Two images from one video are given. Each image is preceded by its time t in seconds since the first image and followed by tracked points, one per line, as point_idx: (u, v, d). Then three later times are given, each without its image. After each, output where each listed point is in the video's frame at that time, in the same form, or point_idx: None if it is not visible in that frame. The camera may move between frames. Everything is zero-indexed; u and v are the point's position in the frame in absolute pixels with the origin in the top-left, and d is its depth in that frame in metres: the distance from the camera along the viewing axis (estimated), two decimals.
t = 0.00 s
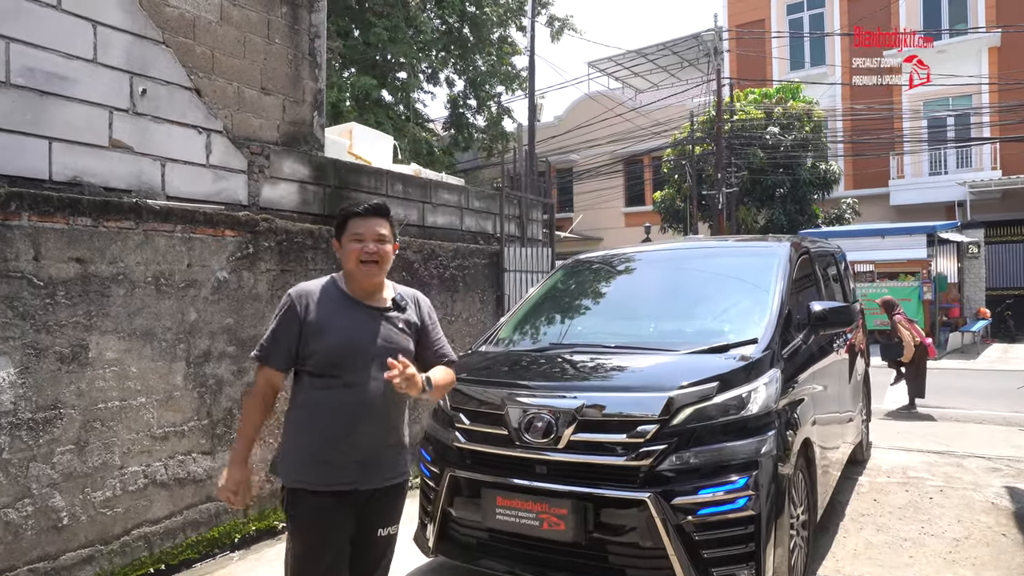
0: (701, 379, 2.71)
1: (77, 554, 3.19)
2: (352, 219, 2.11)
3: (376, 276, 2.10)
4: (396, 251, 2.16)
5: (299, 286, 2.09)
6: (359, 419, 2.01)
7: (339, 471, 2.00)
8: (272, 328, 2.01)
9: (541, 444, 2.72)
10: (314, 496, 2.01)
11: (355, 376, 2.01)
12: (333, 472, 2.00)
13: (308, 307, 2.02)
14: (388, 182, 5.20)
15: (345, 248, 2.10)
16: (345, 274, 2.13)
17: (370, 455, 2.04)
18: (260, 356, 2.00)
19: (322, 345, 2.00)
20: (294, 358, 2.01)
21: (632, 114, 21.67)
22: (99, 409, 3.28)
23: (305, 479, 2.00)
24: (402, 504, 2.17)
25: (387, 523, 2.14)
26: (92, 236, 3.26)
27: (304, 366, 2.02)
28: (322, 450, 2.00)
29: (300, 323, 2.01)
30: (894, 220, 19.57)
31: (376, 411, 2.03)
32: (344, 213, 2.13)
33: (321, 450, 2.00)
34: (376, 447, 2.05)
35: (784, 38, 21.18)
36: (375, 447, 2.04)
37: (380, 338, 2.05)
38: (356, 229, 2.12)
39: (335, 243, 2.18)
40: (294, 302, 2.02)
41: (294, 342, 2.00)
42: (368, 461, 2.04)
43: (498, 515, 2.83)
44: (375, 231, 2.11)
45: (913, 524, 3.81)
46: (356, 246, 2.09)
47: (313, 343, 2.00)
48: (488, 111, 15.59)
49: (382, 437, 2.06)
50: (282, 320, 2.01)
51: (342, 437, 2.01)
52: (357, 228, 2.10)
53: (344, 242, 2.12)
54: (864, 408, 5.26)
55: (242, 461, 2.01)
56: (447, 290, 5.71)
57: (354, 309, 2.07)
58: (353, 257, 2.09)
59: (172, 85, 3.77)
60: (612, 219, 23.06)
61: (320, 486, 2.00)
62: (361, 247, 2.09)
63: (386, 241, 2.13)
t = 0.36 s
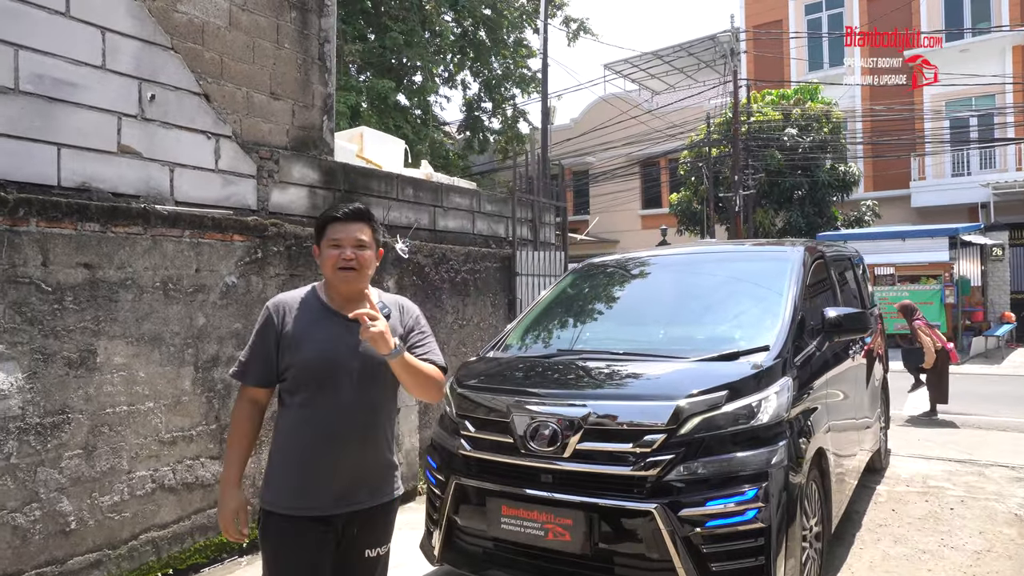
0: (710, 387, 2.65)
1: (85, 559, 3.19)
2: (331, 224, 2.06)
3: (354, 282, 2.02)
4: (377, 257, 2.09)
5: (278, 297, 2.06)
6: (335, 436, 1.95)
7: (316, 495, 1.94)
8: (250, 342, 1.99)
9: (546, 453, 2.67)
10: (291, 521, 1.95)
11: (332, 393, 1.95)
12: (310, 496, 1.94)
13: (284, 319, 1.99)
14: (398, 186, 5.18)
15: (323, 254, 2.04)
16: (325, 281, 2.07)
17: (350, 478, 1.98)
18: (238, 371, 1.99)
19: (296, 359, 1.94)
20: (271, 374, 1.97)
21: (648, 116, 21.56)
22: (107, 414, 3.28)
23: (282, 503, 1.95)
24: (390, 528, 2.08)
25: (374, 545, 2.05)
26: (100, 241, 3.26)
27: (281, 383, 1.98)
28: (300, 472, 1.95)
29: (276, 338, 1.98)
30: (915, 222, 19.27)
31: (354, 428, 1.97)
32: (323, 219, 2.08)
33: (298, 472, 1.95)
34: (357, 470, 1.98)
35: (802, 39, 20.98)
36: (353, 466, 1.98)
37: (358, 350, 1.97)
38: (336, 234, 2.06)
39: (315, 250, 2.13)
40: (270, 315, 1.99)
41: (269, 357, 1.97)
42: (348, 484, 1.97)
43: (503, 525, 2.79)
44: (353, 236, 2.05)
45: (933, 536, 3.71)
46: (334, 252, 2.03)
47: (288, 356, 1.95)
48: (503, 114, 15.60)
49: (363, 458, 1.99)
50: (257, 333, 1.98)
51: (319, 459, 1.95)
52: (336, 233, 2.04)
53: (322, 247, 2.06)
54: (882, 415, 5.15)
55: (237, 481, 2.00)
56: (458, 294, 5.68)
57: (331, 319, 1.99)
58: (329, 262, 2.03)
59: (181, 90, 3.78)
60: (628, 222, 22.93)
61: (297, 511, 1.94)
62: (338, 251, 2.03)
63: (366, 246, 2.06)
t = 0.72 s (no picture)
0: (721, 392, 2.60)
1: (98, 557, 3.22)
2: (280, 218, 1.93)
3: (312, 280, 1.90)
4: (333, 253, 1.97)
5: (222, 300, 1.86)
6: (297, 456, 1.82)
7: (281, 520, 1.83)
8: (193, 355, 1.79)
9: (554, 457, 2.65)
10: (256, 551, 1.82)
11: (292, 409, 1.81)
12: (275, 522, 1.82)
13: (234, 327, 1.80)
14: (412, 188, 5.18)
15: (275, 251, 1.91)
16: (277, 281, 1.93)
17: (315, 499, 1.87)
18: (182, 392, 1.78)
19: (251, 373, 1.78)
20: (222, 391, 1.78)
21: (667, 117, 21.44)
22: (121, 414, 3.31)
23: (242, 534, 1.81)
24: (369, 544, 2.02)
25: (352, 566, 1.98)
26: (114, 243, 3.29)
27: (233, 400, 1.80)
28: (261, 498, 1.81)
29: (227, 348, 1.79)
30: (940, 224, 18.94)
31: (317, 446, 1.84)
32: (271, 212, 1.95)
33: (259, 497, 1.81)
34: (323, 489, 1.88)
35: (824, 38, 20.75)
36: (316, 487, 1.86)
37: (319, 359, 1.84)
38: (287, 230, 1.93)
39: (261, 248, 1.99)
40: (217, 322, 1.79)
41: (217, 370, 1.77)
42: (313, 506, 1.87)
43: (511, 529, 2.77)
44: (307, 231, 1.93)
45: (954, 544, 3.62)
46: (287, 249, 1.90)
47: (240, 370, 1.78)
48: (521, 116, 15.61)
49: (329, 476, 1.89)
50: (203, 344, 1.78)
51: (282, 482, 1.82)
52: (288, 228, 1.92)
53: (272, 244, 1.92)
54: (904, 420, 5.05)
55: (187, 525, 1.77)
56: (472, 296, 5.66)
57: (289, 327, 1.85)
58: (283, 262, 1.89)
59: (195, 93, 3.81)
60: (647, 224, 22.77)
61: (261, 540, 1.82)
62: (290, 247, 1.90)
63: (322, 240, 1.95)
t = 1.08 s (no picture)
0: (730, 394, 2.58)
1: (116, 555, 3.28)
2: (264, 216, 1.95)
3: (291, 283, 1.93)
4: (316, 256, 2.00)
5: (185, 296, 1.85)
6: (266, 460, 1.81)
7: (250, 528, 1.81)
8: (153, 353, 1.76)
9: (562, 459, 2.65)
10: (225, 557, 1.79)
11: (260, 411, 1.81)
12: (242, 529, 1.80)
13: (198, 326, 1.79)
14: (427, 190, 5.21)
15: (256, 249, 1.92)
16: (253, 279, 1.94)
17: (285, 505, 1.86)
18: (136, 387, 1.73)
19: (219, 374, 1.76)
20: (183, 390, 1.77)
21: (688, 118, 21.31)
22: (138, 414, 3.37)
23: (208, 541, 1.79)
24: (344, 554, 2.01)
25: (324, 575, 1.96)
26: (132, 246, 3.35)
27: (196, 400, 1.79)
28: (227, 504, 1.79)
29: (191, 349, 1.77)
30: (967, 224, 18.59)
31: (286, 450, 1.84)
32: (255, 208, 1.95)
33: (224, 503, 1.79)
34: (292, 494, 1.87)
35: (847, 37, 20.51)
36: (286, 492, 1.85)
37: (287, 360, 1.85)
38: (271, 229, 1.94)
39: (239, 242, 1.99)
40: (180, 320, 1.78)
41: (181, 370, 1.76)
42: (281, 511, 1.86)
43: (519, 531, 2.77)
44: (293, 232, 1.95)
45: (975, 551, 3.55)
46: (269, 249, 1.92)
47: (205, 371, 1.77)
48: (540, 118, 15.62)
49: (298, 482, 1.88)
50: (165, 342, 1.76)
51: (248, 487, 1.80)
52: (273, 227, 1.93)
53: (253, 241, 1.94)
54: (925, 424, 4.96)
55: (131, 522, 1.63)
56: (487, 298, 5.67)
57: (257, 329, 1.85)
58: (263, 260, 1.91)
59: (211, 98, 3.86)
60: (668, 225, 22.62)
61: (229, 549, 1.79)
62: (273, 247, 1.92)
63: (306, 244, 1.97)
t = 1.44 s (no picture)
0: (742, 393, 2.59)
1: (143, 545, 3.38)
2: (291, 215, 1.86)
3: (313, 285, 1.85)
4: (342, 257, 1.92)
5: (209, 291, 1.83)
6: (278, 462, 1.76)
7: (257, 529, 1.77)
8: (173, 347, 1.75)
9: (575, 455, 2.68)
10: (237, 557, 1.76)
11: (271, 411, 1.74)
12: (250, 530, 1.76)
13: (216, 322, 1.76)
14: (447, 190, 5.27)
15: (280, 248, 1.85)
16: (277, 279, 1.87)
17: (294, 509, 1.80)
18: (155, 380, 1.72)
19: (232, 371, 1.73)
20: (201, 385, 1.75)
21: (711, 116, 21.16)
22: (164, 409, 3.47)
23: (218, 538, 1.77)
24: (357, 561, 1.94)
25: None
26: (158, 246, 3.45)
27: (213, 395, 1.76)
28: (237, 504, 1.75)
29: (207, 344, 1.75)
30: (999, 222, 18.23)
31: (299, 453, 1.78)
32: (283, 206, 1.87)
33: (234, 502, 1.76)
34: (303, 499, 1.81)
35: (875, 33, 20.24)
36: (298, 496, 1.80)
37: (301, 359, 1.79)
38: (297, 228, 1.86)
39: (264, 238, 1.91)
40: (199, 315, 1.76)
41: (197, 365, 1.74)
42: (293, 514, 1.81)
43: (532, 526, 2.80)
44: (319, 232, 1.87)
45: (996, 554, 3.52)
46: (294, 249, 1.84)
47: (220, 367, 1.74)
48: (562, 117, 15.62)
49: (309, 485, 1.82)
50: (184, 337, 1.74)
51: (257, 488, 1.75)
52: (299, 226, 1.85)
53: (279, 240, 1.86)
54: (948, 425, 4.90)
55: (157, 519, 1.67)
56: (506, 297, 5.71)
57: (273, 326, 1.80)
58: (288, 260, 1.83)
59: (234, 101, 3.96)
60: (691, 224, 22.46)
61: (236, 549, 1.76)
62: (300, 247, 1.84)
63: (332, 245, 1.89)
